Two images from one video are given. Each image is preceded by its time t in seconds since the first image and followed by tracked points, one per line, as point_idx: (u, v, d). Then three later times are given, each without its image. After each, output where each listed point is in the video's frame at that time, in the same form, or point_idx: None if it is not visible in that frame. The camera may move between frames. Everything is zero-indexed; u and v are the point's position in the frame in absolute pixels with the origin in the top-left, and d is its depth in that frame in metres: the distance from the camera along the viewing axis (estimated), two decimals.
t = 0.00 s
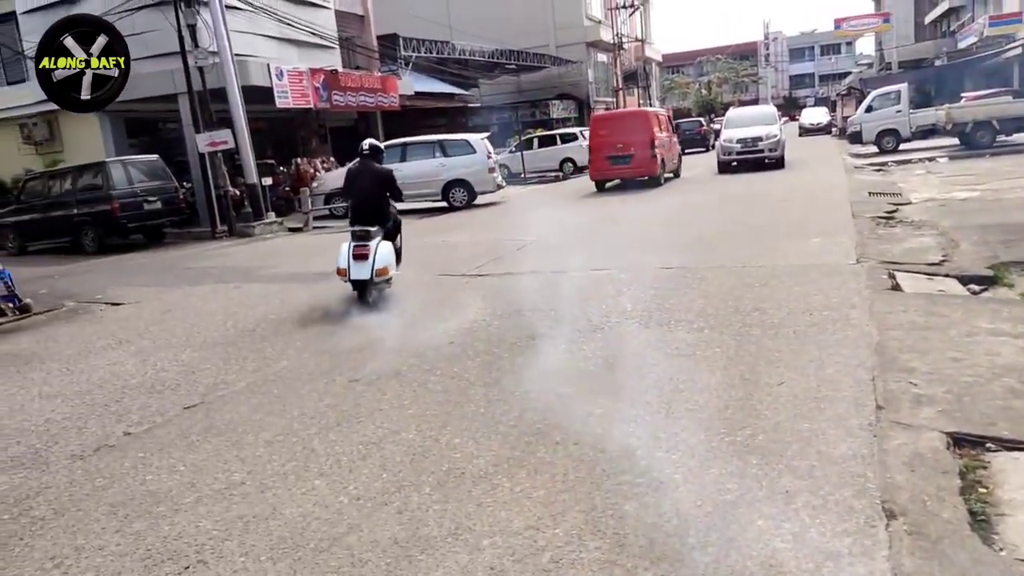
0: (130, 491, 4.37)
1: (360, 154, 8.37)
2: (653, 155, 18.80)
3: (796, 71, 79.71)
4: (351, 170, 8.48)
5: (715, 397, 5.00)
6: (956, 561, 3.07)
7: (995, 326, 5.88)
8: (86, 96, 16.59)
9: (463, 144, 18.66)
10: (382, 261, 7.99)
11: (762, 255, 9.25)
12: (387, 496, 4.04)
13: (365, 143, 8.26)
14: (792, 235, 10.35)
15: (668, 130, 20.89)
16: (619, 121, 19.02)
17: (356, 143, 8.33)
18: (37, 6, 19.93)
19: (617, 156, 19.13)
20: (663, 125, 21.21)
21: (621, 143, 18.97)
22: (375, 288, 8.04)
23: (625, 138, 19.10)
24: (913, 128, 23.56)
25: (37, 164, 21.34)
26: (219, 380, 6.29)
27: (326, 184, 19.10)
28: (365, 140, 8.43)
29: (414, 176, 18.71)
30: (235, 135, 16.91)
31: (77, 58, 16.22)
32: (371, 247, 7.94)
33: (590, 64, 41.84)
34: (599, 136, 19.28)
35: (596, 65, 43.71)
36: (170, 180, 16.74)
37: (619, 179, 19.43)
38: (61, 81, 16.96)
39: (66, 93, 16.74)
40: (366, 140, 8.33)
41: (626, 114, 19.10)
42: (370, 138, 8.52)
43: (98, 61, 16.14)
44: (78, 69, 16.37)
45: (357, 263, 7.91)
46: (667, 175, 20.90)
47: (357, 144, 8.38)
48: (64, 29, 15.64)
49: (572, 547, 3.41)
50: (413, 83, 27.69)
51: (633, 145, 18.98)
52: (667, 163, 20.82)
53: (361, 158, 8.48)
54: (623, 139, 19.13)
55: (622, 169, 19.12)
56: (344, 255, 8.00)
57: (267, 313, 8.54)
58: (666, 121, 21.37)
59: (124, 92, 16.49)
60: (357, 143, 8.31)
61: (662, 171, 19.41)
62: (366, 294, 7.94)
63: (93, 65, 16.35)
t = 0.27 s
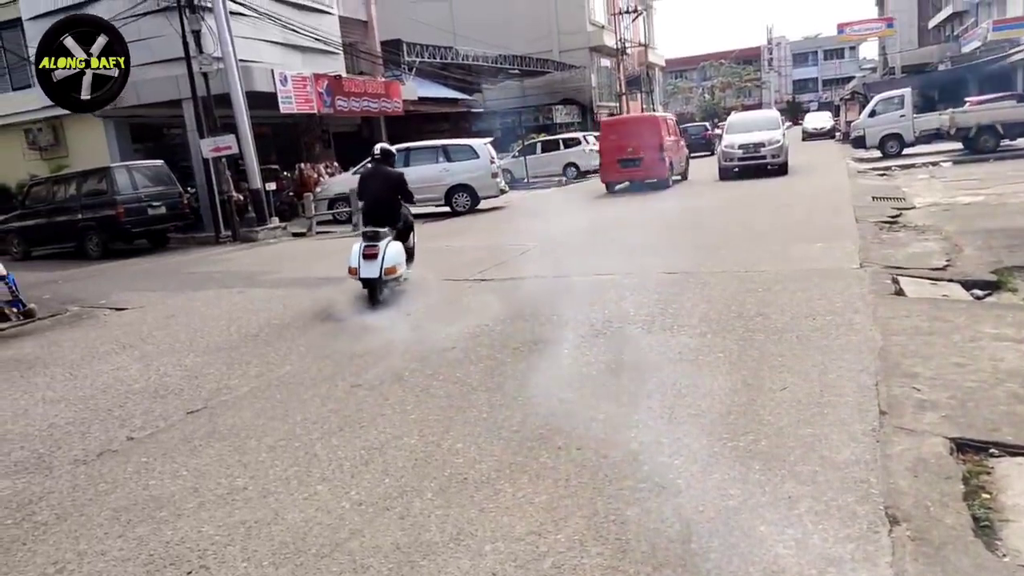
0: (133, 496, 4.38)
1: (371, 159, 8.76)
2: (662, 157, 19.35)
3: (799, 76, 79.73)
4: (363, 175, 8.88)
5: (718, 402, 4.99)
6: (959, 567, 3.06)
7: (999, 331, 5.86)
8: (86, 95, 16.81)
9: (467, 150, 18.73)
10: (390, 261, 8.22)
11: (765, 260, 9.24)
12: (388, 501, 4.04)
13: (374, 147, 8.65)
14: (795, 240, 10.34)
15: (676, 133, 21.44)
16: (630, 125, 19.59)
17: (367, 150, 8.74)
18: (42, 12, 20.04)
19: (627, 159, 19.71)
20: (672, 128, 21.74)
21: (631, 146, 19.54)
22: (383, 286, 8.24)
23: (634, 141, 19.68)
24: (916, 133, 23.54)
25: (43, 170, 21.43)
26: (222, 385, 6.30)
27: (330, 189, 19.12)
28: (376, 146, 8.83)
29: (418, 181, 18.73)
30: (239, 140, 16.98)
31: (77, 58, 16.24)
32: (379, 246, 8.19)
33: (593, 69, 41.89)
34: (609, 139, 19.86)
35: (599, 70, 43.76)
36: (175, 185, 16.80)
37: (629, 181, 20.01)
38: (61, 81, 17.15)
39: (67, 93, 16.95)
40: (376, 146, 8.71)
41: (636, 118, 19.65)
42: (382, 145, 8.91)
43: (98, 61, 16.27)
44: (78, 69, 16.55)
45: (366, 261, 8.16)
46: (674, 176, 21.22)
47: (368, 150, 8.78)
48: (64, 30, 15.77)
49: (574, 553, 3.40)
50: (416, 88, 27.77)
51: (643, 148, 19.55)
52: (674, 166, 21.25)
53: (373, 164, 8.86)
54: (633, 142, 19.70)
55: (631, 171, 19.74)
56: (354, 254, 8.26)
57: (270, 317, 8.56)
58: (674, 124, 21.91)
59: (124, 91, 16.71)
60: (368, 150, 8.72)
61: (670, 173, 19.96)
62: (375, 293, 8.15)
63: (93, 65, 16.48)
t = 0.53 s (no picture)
0: (133, 499, 4.38)
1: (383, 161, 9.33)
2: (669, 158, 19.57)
3: (800, 78, 79.76)
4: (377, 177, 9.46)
5: (718, 405, 4.98)
6: (959, 569, 3.05)
7: (1000, 333, 5.86)
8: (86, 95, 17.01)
9: (467, 151, 18.67)
10: (398, 257, 8.79)
11: (766, 262, 9.24)
12: (388, 503, 4.04)
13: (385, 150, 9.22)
14: (795, 242, 10.34)
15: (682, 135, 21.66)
16: (637, 126, 19.78)
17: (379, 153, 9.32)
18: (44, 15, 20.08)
19: (634, 160, 19.91)
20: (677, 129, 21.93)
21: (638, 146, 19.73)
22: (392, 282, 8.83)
23: (641, 142, 19.88)
24: (917, 135, 23.53)
25: (44, 173, 21.46)
26: (222, 388, 6.30)
27: (331, 192, 19.12)
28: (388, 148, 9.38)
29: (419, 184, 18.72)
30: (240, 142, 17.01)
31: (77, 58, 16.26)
32: (388, 244, 8.78)
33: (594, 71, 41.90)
34: (617, 140, 20.03)
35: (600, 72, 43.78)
36: (177, 188, 16.83)
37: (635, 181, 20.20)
38: (62, 81, 17.24)
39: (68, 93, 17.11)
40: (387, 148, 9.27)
41: (643, 119, 19.85)
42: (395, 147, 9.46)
43: (98, 61, 16.34)
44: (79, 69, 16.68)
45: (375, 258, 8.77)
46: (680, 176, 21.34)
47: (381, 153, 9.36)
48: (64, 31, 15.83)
49: (574, 555, 3.40)
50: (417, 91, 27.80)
51: (650, 149, 19.75)
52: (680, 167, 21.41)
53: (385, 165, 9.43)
54: (640, 143, 19.90)
55: (638, 170, 19.90)
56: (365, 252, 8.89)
57: (271, 320, 8.56)
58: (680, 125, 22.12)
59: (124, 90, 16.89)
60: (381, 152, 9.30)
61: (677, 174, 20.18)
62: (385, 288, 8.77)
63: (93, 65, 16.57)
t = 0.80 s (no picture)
0: (127, 501, 4.37)
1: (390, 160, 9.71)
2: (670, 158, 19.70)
3: (795, 80, 79.94)
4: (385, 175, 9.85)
5: (713, 406, 4.99)
6: (951, 569, 3.07)
7: (994, 335, 5.87)
8: (85, 94, 16.93)
9: (463, 153, 18.65)
10: (402, 252, 9.20)
11: (761, 263, 9.26)
12: (383, 505, 4.03)
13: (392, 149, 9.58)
14: (790, 243, 10.36)
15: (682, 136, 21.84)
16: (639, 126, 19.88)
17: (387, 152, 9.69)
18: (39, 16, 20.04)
19: (636, 160, 20.01)
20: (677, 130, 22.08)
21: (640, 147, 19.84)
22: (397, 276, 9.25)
23: (643, 142, 19.99)
24: (912, 136, 23.59)
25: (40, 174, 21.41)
26: (217, 390, 6.29)
27: (327, 193, 19.13)
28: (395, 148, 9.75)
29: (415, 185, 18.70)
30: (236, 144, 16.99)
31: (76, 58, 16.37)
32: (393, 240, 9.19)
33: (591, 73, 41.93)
34: (619, 140, 20.13)
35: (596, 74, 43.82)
36: (172, 190, 16.80)
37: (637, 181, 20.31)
38: (61, 80, 17.22)
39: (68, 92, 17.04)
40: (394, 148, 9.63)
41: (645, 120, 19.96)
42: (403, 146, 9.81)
43: (98, 61, 16.29)
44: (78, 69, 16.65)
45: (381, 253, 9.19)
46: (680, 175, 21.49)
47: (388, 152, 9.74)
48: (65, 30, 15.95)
49: (568, 556, 3.41)
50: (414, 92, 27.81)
51: (652, 149, 19.87)
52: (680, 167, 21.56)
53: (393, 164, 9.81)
54: (642, 143, 20.01)
55: (640, 171, 19.99)
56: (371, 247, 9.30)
57: (267, 321, 8.56)
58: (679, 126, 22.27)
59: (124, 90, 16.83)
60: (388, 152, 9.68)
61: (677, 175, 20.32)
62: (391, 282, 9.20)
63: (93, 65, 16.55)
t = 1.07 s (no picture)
0: (116, 509, 4.34)
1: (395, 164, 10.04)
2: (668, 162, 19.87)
3: (786, 87, 80.43)
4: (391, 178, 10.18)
5: (703, 412, 5.00)
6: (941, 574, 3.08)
7: (983, 340, 5.91)
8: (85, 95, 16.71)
9: (455, 159, 18.67)
10: (407, 251, 9.60)
11: (752, 269, 9.30)
12: (374, 513, 4.02)
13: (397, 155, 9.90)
14: (781, 249, 10.42)
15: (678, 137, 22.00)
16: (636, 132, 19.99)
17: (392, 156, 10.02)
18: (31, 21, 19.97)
19: (634, 165, 20.19)
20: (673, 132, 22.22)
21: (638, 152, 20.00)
22: (402, 274, 9.65)
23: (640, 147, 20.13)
24: (902, 143, 23.76)
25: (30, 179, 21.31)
26: (208, 397, 6.26)
27: (319, 199, 19.18)
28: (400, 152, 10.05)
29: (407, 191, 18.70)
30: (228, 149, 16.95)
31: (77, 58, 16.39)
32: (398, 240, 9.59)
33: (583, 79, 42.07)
34: (617, 145, 20.25)
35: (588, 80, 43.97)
36: (164, 195, 16.75)
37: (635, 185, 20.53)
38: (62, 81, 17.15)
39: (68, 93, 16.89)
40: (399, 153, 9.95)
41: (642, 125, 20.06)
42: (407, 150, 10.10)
43: (99, 61, 16.34)
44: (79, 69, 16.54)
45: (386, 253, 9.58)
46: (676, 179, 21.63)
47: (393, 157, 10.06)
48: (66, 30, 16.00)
49: (560, 563, 3.40)
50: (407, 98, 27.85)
51: (649, 154, 20.04)
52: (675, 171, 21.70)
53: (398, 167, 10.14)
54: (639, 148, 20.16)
55: (638, 175, 20.20)
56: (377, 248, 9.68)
57: (258, 327, 8.53)
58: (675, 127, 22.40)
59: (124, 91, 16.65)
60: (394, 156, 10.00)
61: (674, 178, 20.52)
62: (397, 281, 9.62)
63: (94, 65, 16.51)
